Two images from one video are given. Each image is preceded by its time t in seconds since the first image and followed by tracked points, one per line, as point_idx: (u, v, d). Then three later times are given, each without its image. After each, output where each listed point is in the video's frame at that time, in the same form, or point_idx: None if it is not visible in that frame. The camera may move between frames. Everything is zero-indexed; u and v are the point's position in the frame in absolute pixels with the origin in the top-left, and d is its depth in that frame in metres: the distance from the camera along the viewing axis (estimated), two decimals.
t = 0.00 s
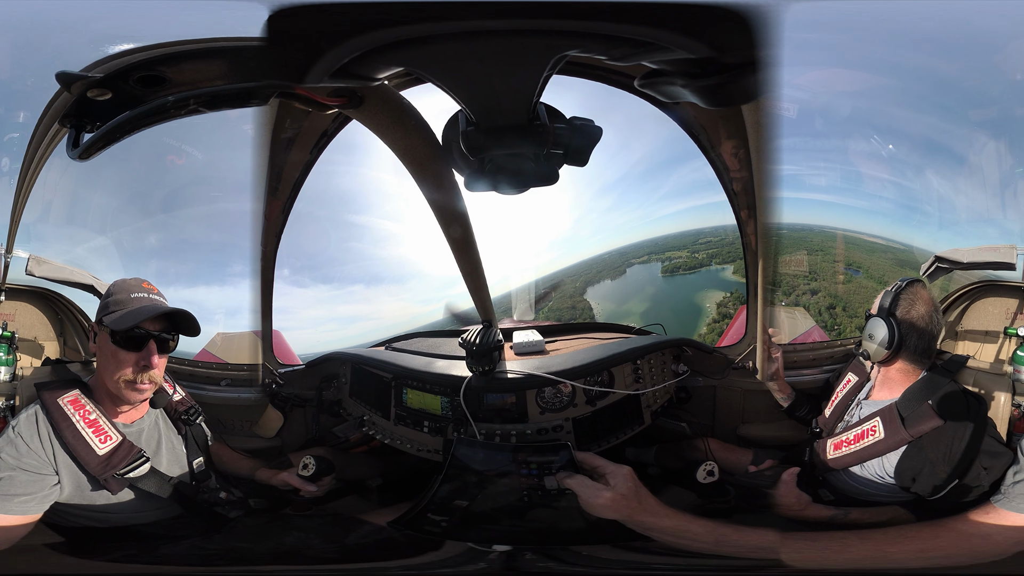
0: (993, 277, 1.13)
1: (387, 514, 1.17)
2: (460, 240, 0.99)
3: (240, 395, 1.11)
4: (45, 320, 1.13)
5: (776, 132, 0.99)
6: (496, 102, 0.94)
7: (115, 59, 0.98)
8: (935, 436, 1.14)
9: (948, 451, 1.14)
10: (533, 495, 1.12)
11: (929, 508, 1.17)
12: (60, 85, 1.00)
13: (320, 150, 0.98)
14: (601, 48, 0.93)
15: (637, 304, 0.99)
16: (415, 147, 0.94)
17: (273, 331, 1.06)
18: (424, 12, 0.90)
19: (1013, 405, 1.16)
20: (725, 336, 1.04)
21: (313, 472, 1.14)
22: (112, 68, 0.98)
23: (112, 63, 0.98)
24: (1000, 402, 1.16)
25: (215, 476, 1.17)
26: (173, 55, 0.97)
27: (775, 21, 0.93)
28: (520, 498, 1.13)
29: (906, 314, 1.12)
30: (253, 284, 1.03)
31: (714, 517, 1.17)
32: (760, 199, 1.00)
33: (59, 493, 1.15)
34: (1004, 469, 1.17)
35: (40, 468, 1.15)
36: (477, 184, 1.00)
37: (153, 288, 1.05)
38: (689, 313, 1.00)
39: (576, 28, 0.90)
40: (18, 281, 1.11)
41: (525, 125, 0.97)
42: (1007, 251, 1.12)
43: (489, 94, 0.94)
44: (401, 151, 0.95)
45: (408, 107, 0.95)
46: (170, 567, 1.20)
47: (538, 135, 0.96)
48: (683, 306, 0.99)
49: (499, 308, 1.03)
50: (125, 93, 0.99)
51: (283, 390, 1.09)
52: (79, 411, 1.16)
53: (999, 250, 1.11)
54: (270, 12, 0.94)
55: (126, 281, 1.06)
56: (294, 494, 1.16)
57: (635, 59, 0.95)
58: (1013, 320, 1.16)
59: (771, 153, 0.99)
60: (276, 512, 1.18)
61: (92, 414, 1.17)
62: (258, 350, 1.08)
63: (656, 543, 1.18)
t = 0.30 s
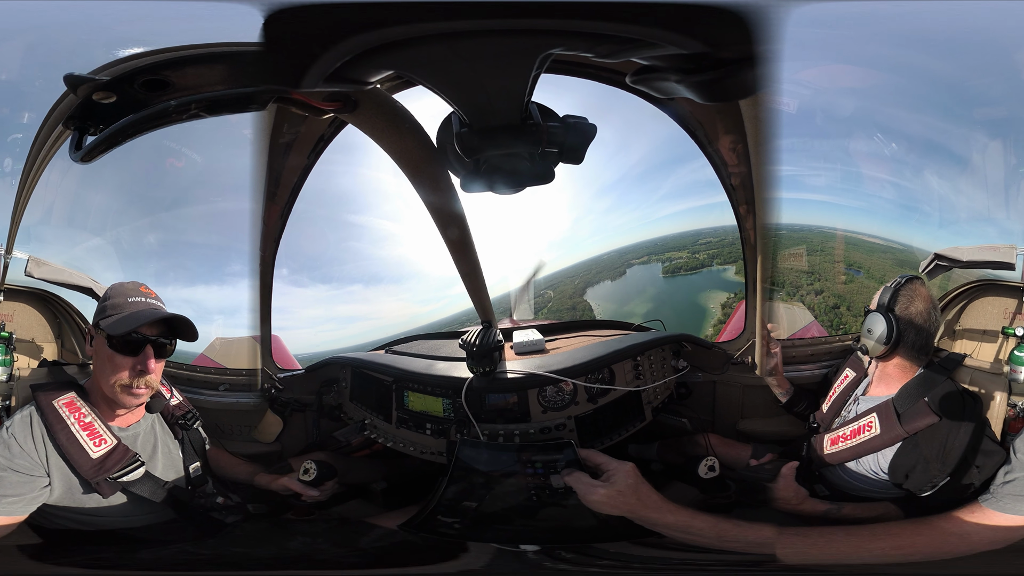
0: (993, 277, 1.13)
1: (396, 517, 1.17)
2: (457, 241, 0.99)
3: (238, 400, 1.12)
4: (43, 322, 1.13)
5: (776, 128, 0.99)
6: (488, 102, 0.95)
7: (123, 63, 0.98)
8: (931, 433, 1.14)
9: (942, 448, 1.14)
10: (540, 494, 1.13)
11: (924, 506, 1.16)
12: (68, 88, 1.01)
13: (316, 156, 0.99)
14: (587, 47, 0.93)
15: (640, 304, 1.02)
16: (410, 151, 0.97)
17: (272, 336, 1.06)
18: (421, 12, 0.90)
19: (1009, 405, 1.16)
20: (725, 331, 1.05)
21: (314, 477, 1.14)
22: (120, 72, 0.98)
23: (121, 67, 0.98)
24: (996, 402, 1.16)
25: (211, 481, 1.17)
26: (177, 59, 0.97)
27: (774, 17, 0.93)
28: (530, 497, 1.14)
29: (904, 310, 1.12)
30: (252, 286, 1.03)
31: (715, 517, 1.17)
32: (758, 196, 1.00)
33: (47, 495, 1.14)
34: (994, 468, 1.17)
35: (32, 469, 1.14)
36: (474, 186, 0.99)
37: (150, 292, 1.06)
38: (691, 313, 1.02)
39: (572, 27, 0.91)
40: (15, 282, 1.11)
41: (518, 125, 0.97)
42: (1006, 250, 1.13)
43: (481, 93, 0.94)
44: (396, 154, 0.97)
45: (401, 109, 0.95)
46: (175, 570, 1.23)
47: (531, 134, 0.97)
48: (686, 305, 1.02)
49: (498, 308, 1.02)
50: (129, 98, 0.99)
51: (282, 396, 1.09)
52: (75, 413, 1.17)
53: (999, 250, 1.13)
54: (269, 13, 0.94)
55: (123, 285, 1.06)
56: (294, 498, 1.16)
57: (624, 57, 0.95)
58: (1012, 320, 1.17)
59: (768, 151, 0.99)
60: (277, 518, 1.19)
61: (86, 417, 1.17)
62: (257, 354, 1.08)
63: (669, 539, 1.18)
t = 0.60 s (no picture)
0: (995, 276, 1.14)
1: (407, 519, 1.18)
2: (457, 242, 1.00)
3: (240, 403, 1.12)
4: (44, 324, 1.14)
5: (777, 125, 1.00)
6: (485, 102, 0.96)
7: (132, 66, 0.99)
8: (929, 430, 1.14)
9: (938, 446, 1.14)
10: (550, 494, 1.13)
11: (921, 502, 1.17)
12: (74, 89, 1.01)
13: (316, 159, 0.99)
14: (576, 45, 0.94)
15: (647, 304, 1.03)
16: (409, 153, 0.97)
17: (272, 340, 1.06)
18: (421, 11, 0.91)
19: (1008, 405, 1.17)
20: (725, 328, 1.06)
21: (319, 481, 1.15)
22: (127, 74, 0.99)
23: (128, 69, 0.99)
24: (995, 401, 1.16)
25: (210, 485, 1.17)
26: (180, 62, 0.98)
27: (773, 14, 0.93)
28: (541, 497, 1.14)
29: (908, 307, 1.12)
30: (252, 290, 1.04)
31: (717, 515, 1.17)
32: (760, 192, 1.00)
33: (40, 496, 1.17)
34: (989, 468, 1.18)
35: (27, 471, 1.16)
36: (472, 187, 0.99)
37: (149, 295, 1.07)
38: (694, 312, 1.05)
39: (569, 27, 0.92)
40: (16, 282, 1.12)
41: (515, 125, 0.98)
42: (1008, 250, 1.13)
43: (477, 94, 0.95)
44: (395, 156, 0.97)
45: (398, 112, 0.96)
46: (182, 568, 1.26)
47: (528, 134, 0.98)
48: (688, 304, 1.04)
49: (499, 309, 1.04)
50: (135, 101, 1.00)
51: (283, 400, 1.10)
52: (72, 415, 1.17)
53: (1001, 249, 1.13)
54: (270, 13, 0.94)
55: (122, 287, 1.07)
56: (299, 502, 1.17)
57: (616, 54, 0.96)
58: (1012, 319, 1.18)
59: (769, 150, 1.00)
60: (279, 521, 1.20)
61: (82, 420, 1.17)
62: (258, 358, 1.08)
63: (680, 536, 1.18)
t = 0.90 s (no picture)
0: (996, 276, 1.14)
1: (413, 520, 1.18)
2: (458, 242, 1.00)
3: (242, 405, 1.12)
4: (44, 324, 1.14)
5: (777, 122, 1.00)
6: (482, 101, 0.96)
7: (136, 67, 1.00)
8: (928, 431, 1.14)
9: (938, 446, 1.14)
10: (555, 492, 1.14)
11: (920, 501, 1.17)
12: (77, 91, 1.02)
13: (317, 160, 1.00)
14: (573, 44, 0.94)
15: (648, 305, 1.04)
16: (409, 155, 0.98)
17: (273, 342, 1.06)
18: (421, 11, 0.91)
19: (1008, 405, 1.17)
20: (726, 327, 1.05)
21: (323, 482, 1.15)
22: (129, 77, 0.99)
23: (131, 72, 1.00)
24: (995, 401, 1.16)
25: (212, 487, 1.17)
26: (183, 64, 0.99)
27: (775, 13, 0.93)
28: (547, 497, 1.15)
29: (909, 306, 1.12)
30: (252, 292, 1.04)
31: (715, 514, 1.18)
32: (761, 190, 1.00)
33: (39, 498, 1.18)
34: (989, 468, 1.18)
35: (27, 473, 1.17)
36: (473, 187, 0.99)
37: (150, 297, 1.07)
38: (696, 312, 1.05)
39: (569, 27, 0.92)
40: (18, 283, 1.13)
41: (514, 125, 0.98)
42: (1008, 250, 1.13)
43: (475, 95, 0.95)
44: (395, 158, 0.98)
45: (398, 113, 0.96)
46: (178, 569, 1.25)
47: (528, 133, 0.98)
48: (688, 303, 1.04)
49: (500, 309, 1.05)
50: (138, 102, 1.00)
51: (284, 401, 1.10)
52: (72, 417, 1.18)
53: (1001, 249, 1.13)
54: (269, 12, 0.94)
55: (123, 290, 1.07)
56: (303, 504, 1.17)
57: (614, 52, 0.96)
58: (1013, 320, 1.17)
59: (770, 148, 1.00)
60: (284, 523, 1.20)
61: (83, 423, 1.18)
62: (261, 361, 1.08)
63: (683, 534, 1.19)
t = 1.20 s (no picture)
0: (995, 277, 1.11)
1: (406, 517, 1.17)
2: (460, 240, 0.99)
3: (243, 402, 1.12)
4: (46, 324, 1.14)
5: (779, 124, 0.99)
6: (488, 101, 0.95)
7: (128, 65, 0.99)
8: (932, 432, 1.13)
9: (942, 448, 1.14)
10: (549, 494, 1.12)
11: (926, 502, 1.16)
12: (73, 90, 1.01)
13: (319, 157, 0.99)
14: (582, 45, 0.94)
15: (649, 308, 1.04)
16: (410, 151, 0.96)
17: (273, 339, 1.06)
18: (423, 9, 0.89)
19: (1012, 406, 1.15)
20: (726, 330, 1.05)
21: (322, 479, 1.13)
22: (124, 74, 0.98)
23: (125, 69, 0.99)
24: (997, 402, 1.16)
25: (215, 483, 1.16)
26: (180, 62, 0.98)
27: (779, 13, 0.92)
28: (540, 497, 1.13)
29: (911, 310, 1.12)
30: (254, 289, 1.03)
31: (719, 515, 1.17)
32: (762, 193, 0.99)
33: (47, 498, 1.16)
34: (994, 469, 1.17)
35: (32, 472, 1.15)
36: (476, 185, 1.01)
37: (151, 294, 1.05)
38: (697, 312, 1.04)
39: (573, 26, 0.91)
40: (19, 283, 1.10)
41: (519, 124, 0.97)
42: (1010, 251, 1.10)
43: (482, 94, 0.95)
44: (397, 154, 0.96)
45: (402, 110, 0.95)
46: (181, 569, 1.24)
47: (533, 133, 0.97)
48: (688, 304, 1.04)
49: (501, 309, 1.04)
50: (135, 100, 0.99)
51: (285, 398, 1.10)
52: (76, 416, 1.17)
53: (1004, 250, 1.10)
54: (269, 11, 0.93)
55: (126, 288, 1.06)
56: (301, 501, 1.16)
57: (623, 54, 0.96)
58: (1013, 320, 1.15)
59: (772, 149, 0.99)
60: (285, 519, 1.19)
61: (86, 421, 1.17)
62: (262, 358, 1.08)
63: (676, 537, 1.18)
